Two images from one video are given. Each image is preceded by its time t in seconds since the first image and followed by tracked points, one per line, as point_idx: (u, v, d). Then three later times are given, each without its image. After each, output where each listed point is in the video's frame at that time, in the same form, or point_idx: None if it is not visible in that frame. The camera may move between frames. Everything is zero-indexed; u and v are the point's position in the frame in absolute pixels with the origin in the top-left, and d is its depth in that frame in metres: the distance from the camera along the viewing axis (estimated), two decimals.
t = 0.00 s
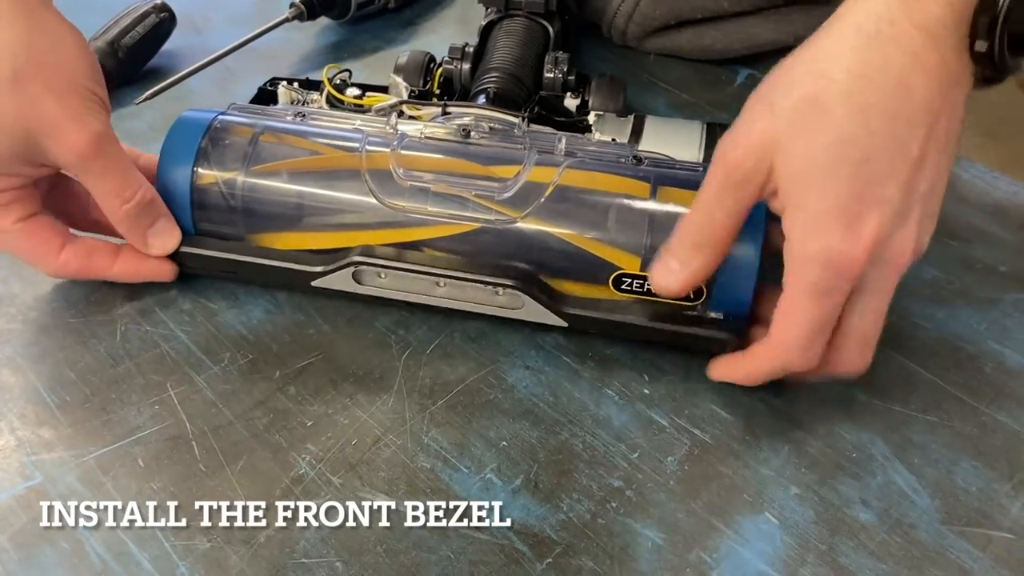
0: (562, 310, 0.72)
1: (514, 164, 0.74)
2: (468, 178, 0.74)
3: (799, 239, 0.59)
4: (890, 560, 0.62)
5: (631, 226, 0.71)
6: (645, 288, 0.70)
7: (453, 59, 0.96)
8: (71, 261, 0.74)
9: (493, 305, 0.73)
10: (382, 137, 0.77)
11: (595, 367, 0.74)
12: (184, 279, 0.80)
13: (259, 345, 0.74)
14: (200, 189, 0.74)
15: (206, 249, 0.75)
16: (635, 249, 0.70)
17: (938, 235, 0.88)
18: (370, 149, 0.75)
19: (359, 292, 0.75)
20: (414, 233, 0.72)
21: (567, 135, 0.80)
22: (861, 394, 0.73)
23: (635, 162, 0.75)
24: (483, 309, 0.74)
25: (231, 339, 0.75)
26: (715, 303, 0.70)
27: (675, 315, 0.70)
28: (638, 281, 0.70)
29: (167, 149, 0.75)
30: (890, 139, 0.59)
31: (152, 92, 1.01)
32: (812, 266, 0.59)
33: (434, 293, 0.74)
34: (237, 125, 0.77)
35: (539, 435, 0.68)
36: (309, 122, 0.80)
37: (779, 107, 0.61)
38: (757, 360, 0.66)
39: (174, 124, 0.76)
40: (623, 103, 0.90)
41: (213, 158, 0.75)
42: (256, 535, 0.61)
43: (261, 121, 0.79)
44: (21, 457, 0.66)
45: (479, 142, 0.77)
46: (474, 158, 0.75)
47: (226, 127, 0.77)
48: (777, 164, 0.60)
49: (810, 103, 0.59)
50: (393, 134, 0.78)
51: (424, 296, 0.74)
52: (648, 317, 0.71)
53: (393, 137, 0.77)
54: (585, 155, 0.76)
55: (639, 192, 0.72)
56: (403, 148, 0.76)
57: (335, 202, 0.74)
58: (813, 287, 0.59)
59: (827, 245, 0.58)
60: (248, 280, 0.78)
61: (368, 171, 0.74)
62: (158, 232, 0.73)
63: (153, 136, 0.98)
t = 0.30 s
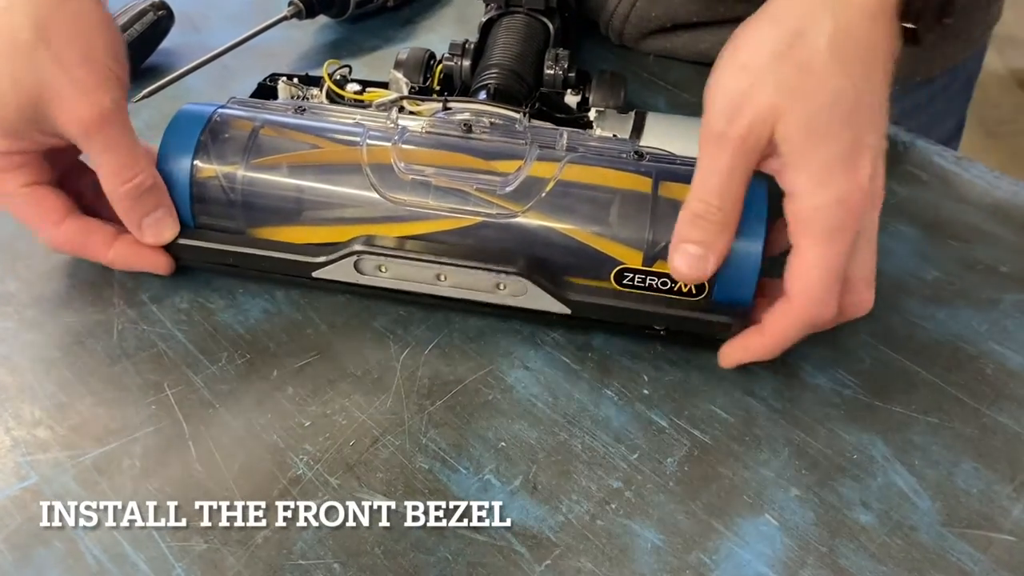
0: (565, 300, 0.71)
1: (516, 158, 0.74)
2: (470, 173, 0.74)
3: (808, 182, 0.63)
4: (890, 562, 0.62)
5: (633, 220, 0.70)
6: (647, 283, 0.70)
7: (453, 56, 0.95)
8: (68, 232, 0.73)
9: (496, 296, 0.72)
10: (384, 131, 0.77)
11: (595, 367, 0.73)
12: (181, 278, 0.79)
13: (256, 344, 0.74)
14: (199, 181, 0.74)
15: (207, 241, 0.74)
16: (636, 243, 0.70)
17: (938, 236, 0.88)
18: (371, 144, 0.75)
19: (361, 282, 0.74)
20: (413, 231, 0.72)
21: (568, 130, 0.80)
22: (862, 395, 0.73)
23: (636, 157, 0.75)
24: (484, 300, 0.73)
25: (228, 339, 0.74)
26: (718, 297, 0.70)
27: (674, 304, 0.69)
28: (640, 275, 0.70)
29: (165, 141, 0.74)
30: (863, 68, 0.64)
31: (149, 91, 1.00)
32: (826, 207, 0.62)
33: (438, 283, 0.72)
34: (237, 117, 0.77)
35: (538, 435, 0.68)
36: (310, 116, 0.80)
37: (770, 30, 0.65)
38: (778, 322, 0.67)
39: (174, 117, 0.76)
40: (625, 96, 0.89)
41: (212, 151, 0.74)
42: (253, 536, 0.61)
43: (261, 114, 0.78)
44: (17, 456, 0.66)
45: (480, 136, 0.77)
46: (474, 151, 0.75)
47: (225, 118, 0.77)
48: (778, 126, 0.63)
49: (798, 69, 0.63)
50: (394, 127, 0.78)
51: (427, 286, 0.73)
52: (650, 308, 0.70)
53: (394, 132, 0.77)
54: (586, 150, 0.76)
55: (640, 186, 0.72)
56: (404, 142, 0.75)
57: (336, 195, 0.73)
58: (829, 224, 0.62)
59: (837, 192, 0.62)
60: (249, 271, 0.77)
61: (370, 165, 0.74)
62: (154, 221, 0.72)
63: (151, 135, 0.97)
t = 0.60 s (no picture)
0: (564, 249, 0.69)
1: (514, 129, 0.74)
2: (466, 138, 0.74)
3: (812, 136, 0.68)
4: (892, 561, 0.61)
5: (636, 185, 0.70)
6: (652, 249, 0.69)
7: (454, 54, 0.95)
8: (77, 178, 0.76)
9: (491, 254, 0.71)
10: (383, 99, 0.77)
11: (596, 366, 0.73)
12: (182, 276, 0.79)
13: (256, 342, 0.74)
14: (189, 143, 0.75)
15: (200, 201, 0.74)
16: (638, 207, 0.69)
17: (939, 235, 0.88)
18: (369, 111, 0.75)
19: (349, 236, 0.72)
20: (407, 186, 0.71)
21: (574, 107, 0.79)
22: (864, 394, 0.72)
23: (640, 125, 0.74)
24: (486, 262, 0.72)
25: (229, 337, 0.74)
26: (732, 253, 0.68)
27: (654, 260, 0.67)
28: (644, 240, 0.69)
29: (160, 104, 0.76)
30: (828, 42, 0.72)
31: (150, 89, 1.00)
32: (829, 159, 0.68)
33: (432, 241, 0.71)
34: (233, 88, 0.79)
35: (539, 434, 0.68)
36: (315, 85, 0.79)
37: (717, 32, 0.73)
38: (789, 273, 0.66)
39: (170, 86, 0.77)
40: (626, 99, 0.89)
41: (208, 115, 0.76)
42: (253, 534, 0.61)
43: (262, 84, 0.79)
44: (16, 454, 0.66)
45: (483, 106, 0.77)
46: (474, 119, 0.75)
47: (224, 90, 0.78)
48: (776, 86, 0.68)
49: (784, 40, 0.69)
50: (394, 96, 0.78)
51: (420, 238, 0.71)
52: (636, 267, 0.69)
53: (392, 99, 0.77)
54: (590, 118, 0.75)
55: (644, 153, 0.71)
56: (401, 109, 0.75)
57: (329, 157, 0.73)
58: (834, 174, 0.68)
59: (835, 146, 0.68)
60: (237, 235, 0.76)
61: (367, 130, 0.74)
62: (143, 173, 0.72)
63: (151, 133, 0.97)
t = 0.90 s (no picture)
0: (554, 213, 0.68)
1: (500, 104, 0.75)
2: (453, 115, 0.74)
3: (830, 121, 0.66)
4: (899, 563, 0.61)
5: (626, 157, 0.70)
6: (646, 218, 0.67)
7: (456, 50, 0.95)
8: (71, 184, 0.76)
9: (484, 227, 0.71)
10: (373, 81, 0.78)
11: (602, 367, 0.73)
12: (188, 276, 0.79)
13: (262, 342, 0.74)
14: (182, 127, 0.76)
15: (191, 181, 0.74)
16: (629, 177, 0.69)
17: (944, 237, 0.88)
18: (359, 92, 0.76)
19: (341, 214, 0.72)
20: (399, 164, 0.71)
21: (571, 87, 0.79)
22: (870, 396, 0.72)
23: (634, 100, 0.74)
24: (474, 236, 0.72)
25: (235, 337, 0.74)
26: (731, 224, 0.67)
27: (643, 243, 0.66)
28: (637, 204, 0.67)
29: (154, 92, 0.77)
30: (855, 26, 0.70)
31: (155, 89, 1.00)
32: (842, 149, 0.67)
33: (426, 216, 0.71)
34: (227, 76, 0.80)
35: (545, 435, 0.68)
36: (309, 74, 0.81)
37: None
38: (787, 260, 0.66)
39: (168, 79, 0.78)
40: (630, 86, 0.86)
41: (200, 100, 0.77)
42: (260, 535, 0.61)
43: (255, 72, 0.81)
44: (23, 454, 0.66)
45: (474, 88, 0.78)
46: (461, 98, 0.76)
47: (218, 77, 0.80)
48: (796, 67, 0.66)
49: (814, 18, 0.67)
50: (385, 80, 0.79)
51: (409, 213, 0.70)
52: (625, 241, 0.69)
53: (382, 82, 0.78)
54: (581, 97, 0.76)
55: (634, 125, 0.71)
56: (391, 89, 0.76)
57: (319, 138, 0.74)
58: (844, 166, 0.67)
59: (853, 134, 0.67)
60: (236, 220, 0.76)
61: (358, 111, 0.75)
62: (127, 166, 0.72)
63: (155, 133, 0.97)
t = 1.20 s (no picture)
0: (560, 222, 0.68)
1: (510, 116, 0.75)
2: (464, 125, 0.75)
3: (831, 140, 0.66)
4: (905, 571, 0.62)
5: (635, 169, 0.70)
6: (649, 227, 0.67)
7: (467, 56, 0.96)
8: (85, 193, 0.76)
9: (493, 237, 0.71)
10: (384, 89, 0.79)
11: (608, 373, 0.73)
12: (195, 282, 0.80)
13: (270, 347, 0.74)
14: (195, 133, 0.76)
15: (199, 190, 0.75)
16: (636, 189, 0.69)
17: (950, 244, 0.88)
18: (369, 101, 0.77)
19: (352, 220, 0.72)
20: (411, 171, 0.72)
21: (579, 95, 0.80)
22: (875, 403, 0.72)
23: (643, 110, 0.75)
24: (483, 247, 0.72)
25: (242, 343, 0.74)
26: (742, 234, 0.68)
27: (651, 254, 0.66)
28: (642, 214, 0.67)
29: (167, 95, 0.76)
30: (858, 54, 0.71)
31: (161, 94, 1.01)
32: (845, 167, 0.66)
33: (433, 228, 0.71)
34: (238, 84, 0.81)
35: (552, 442, 0.68)
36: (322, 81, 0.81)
37: (739, 19, 0.70)
38: (785, 273, 0.66)
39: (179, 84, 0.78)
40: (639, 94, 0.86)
41: (213, 107, 0.78)
42: (269, 540, 0.61)
43: (266, 81, 0.82)
44: (31, 459, 0.66)
45: (485, 97, 0.78)
46: (472, 108, 0.77)
47: (229, 85, 0.80)
48: (799, 88, 0.67)
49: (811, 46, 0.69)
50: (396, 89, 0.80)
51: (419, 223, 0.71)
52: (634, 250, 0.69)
53: (393, 90, 0.79)
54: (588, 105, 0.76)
55: (644, 138, 0.71)
56: (402, 100, 0.77)
57: (331, 147, 0.75)
58: (846, 184, 0.66)
59: (854, 154, 0.67)
60: (245, 225, 0.76)
61: (369, 120, 0.75)
62: (145, 174, 0.73)
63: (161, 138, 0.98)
